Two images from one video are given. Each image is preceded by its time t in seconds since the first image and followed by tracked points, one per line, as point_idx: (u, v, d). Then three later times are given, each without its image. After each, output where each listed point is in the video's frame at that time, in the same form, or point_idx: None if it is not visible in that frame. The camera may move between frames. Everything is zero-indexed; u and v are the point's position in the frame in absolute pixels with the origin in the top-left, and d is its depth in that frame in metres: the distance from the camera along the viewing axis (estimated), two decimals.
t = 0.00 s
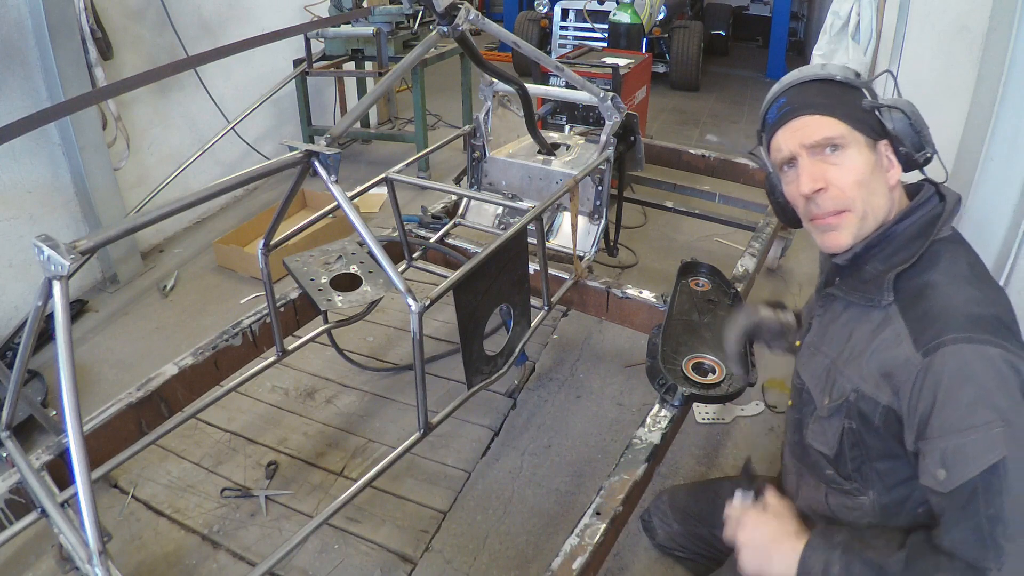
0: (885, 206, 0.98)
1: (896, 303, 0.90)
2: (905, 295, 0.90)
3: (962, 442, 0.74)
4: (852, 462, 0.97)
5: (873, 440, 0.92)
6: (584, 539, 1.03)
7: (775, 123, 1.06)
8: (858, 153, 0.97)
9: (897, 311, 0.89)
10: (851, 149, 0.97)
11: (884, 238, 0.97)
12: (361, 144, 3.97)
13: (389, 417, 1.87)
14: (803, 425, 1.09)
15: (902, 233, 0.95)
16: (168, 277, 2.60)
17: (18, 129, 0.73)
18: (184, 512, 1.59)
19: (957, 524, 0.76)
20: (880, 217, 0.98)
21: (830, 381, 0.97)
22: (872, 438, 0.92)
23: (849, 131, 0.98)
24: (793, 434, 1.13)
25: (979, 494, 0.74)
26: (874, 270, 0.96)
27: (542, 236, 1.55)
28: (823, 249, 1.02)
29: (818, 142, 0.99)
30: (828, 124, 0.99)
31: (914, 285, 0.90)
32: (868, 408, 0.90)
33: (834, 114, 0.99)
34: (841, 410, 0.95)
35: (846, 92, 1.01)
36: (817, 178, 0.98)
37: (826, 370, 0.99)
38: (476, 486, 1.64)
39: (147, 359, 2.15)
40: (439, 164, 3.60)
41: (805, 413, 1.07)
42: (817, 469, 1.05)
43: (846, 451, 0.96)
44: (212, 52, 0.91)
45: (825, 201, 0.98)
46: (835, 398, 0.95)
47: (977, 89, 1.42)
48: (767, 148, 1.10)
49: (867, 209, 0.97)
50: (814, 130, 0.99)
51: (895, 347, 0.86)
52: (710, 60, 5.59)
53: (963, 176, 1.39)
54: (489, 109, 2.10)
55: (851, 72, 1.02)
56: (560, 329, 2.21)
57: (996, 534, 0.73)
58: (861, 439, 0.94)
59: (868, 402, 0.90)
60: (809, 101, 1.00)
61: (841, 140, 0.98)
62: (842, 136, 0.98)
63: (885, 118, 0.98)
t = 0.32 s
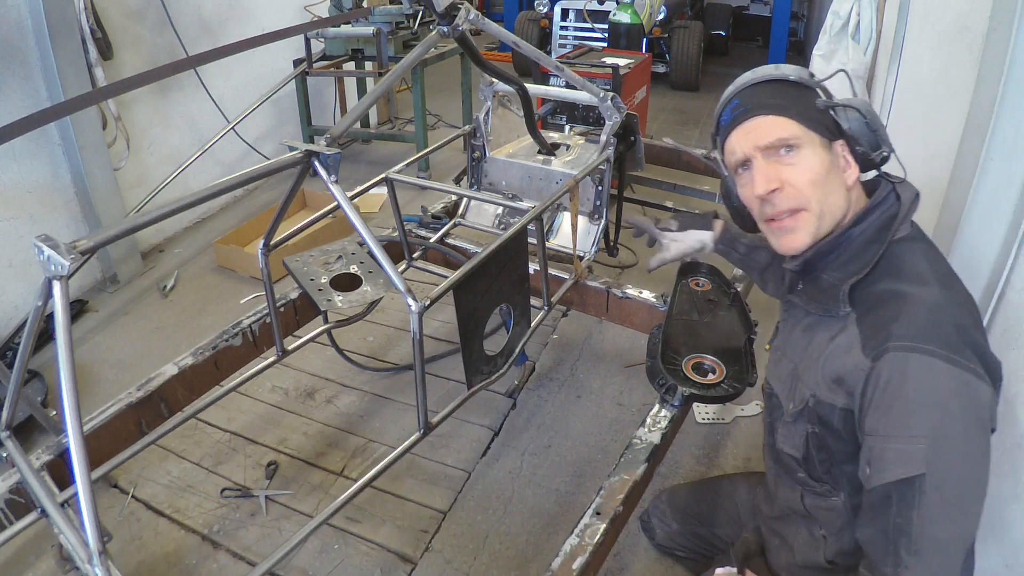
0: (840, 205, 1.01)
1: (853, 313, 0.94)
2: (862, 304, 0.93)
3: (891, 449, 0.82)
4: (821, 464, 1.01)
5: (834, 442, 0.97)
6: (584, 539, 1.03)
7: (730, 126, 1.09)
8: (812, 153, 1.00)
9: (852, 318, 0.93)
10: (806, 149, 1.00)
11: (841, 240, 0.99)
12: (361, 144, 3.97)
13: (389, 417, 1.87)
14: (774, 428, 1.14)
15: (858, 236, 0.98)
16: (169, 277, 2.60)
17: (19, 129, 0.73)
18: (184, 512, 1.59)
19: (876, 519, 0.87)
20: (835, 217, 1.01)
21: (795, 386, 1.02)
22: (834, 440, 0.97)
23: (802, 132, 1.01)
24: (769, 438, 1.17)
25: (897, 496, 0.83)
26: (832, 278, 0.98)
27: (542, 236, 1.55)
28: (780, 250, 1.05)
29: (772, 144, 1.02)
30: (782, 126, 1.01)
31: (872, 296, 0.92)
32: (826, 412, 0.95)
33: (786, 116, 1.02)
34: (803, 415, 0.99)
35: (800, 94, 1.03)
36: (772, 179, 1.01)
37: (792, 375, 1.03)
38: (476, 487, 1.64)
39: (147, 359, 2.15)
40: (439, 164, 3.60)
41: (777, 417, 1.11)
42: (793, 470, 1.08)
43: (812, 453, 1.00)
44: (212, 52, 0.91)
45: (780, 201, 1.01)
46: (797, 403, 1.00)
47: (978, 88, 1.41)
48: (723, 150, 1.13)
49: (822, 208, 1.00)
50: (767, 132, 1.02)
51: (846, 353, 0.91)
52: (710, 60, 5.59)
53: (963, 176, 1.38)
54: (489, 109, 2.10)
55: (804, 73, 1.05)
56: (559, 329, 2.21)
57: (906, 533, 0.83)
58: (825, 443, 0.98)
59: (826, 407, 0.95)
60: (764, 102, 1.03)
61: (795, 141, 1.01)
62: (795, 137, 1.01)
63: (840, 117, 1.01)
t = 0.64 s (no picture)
0: (804, 204, 1.03)
1: (819, 312, 0.98)
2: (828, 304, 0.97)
3: (860, 444, 0.85)
4: (801, 461, 1.05)
5: (810, 440, 1.01)
6: (584, 539, 1.03)
7: (693, 128, 1.11)
8: (773, 154, 1.03)
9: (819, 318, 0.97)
10: (767, 149, 1.03)
11: (805, 239, 1.03)
12: (361, 144, 3.97)
13: (389, 417, 1.87)
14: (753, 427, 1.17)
15: (821, 236, 1.01)
16: (169, 277, 2.60)
17: (20, 128, 0.74)
18: (184, 512, 1.59)
19: (853, 515, 0.89)
20: (799, 217, 1.03)
21: (769, 387, 1.05)
22: (810, 439, 1.01)
23: (763, 133, 1.03)
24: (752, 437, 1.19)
25: (871, 491, 0.86)
26: (798, 279, 1.02)
27: (542, 236, 1.55)
28: (745, 250, 1.07)
29: (734, 146, 1.04)
30: (743, 128, 1.04)
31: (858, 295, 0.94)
32: (800, 411, 0.99)
33: (748, 117, 1.04)
34: (780, 415, 1.03)
35: (761, 95, 1.05)
36: (735, 181, 1.03)
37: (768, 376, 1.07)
38: (476, 487, 1.64)
39: (147, 359, 2.15)
40: (439, 164, 3.61)
41: (756, 417, 1.14)
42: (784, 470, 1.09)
43: (792, 452, 1.05)
44: (212, 52, 0.91)
45: (743, 202, 1.03)
46: (772, 404, 1.03)
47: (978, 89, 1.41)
48: (688, 152, 1.15)
49: (783, 208, 1.02)
50: (729, 134, 1.04)
51: (814, 352, 0.95)
52: (710, 60, 5.59)
53: (963, 175, 1.38)
54: (489, 109, 2.10)
55: (765, 74, 1.06)
56: (559, 329, 2.21)
57: (882, 528, 0.85)
58: (802, 441, 1.03)
59: (798, 406, 0.99)
60: (726, 103, 1.06)
61: (757, 142, 1.03)
62: (757, 139, 1.03)
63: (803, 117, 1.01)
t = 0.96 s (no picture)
0: (778, 211, 1.02)
1: (813, 312, 0.99)
2: (822, 304, 0.98)
3: (855, 446, 0.85)
4: (798, 461, 1.05)
5: (805, 440, 1.01)
6: (584, 539, 1.03)
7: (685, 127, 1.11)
8: (739, 165, 1.00)
9: (814, 318, 0.98)
10: (733, 160, 1.00)
11: (801, 241, 1.04)
12: (361, 144, 3.97)
13: (389, 417, 1.87)
14: (751, 428, 1.17)
15: (818, 236, 1.02)
16: (169, 277, 2.60)
17: (22, 128, 0.74)
18: (184, 512, 1.59)
19: (848, 516, 0.89)
20: (771, 223, 1.03)
21: (765, 386, 1.05)
22: (807, 440, 1.01)
23: (730, 144, 1.00)
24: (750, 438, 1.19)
25: (865, 493, 0.86)
26: (794, 279, 1.03)
27: (542, 236, 1.55)
28: (729, 245, 1.12)
29: (702, 156, 1.04)
30: (711, 139, 1.02)
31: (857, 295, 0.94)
32: (795, 412, 0.99)
33: (714, 128, 1.01)
34: (776, 415, 1.03)
35: (734, 103, 1.00)
36: (705, 188, 1.05)
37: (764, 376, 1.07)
38: (476, 487, 1.64)
39: (147, 359, 2.15)
40: (440, 164, 3.61)
41: (755, 417, 1.14)
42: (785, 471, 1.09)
43: (789, 452, 1.05)
44: (212, 52, 0.91)
45: (712, 208, 1.07)
46: (768, 404, 1.03)
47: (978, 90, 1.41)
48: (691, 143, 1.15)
49: (746, 218, 1.03)
50: (700, 142, 1.04)
51: (808, 353, 0.95)
52: (710, 60, 5.59)
53: (962, 175, 1.38)
54: (489, 109, 2.10)
55: (750, 75, 1.01)
56: (560, 329, 2.21)
57: (876, 529, 0.85)
58: (798, 442, 1.03)
59: (794, 406, 0.99)
60: (698, 114, 1.04)
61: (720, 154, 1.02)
62: (721, 150, 1.01)
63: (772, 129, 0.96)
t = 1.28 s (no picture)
0: (767, 210, 1.08)
1: (817, 303, 1.00)
2: (824, 295, 0.99)
3: (850, 437, 0.86)
4: (798, 452, 1.05)
5: (805, 430, 1.02)
6: (584, 539, 1.03)
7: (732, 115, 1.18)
8: (733, 166, 1.09)
9: (816, 307, 0.99)
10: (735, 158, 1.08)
11: (810, 234, 1.03)
12: (361, 144, 3.97)
13: (389, 417, 1.87)
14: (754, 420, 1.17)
15: (827, 231, 1.02)
16: (169, 277, 2.60)
17: (22, 129, 0.74)
18: (184, 512, 1.59)
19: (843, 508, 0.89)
20: (764, 220, 1.10)
21: (769, 375, 1.06)
22: (807, 430, 1.02)
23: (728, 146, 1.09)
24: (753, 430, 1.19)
25: (859, 484, 0.86)
26: (800, 270, 1.04)
27: (542, 236, 1.54)
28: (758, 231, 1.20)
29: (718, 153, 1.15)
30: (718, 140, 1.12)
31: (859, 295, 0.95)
32: (796, 401, 1.00)
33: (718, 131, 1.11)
34: (779, 405, 1.04)
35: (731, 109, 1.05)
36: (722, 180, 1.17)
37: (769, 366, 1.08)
38: (476, 486, 1.64)
39: (147, 359, 2.15)
40: (440, 163, 3.61)
41: (759, 408, 1.14)
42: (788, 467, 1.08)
43: (790, 443, 1.05)
44: (212, 52, 0.91)
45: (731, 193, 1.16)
46: (771, 393, 1.04)
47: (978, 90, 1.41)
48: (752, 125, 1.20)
49: (749, 209, 1.11)
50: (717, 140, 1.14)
51: (810, 342, 0.96)
52: (710, 60, 5.59)
53: (962, 175, 1.38)
54: (489, 109, 2.10)
55: (740, 84, 1.02)
56: (560, 329, 2.21)
57: (869, 521, 0.85)
58: (799, 432, 1.03)
59: (794, 395, 0.99)
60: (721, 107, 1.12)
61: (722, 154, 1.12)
62: (723, 149, 1.11)
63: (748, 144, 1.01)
